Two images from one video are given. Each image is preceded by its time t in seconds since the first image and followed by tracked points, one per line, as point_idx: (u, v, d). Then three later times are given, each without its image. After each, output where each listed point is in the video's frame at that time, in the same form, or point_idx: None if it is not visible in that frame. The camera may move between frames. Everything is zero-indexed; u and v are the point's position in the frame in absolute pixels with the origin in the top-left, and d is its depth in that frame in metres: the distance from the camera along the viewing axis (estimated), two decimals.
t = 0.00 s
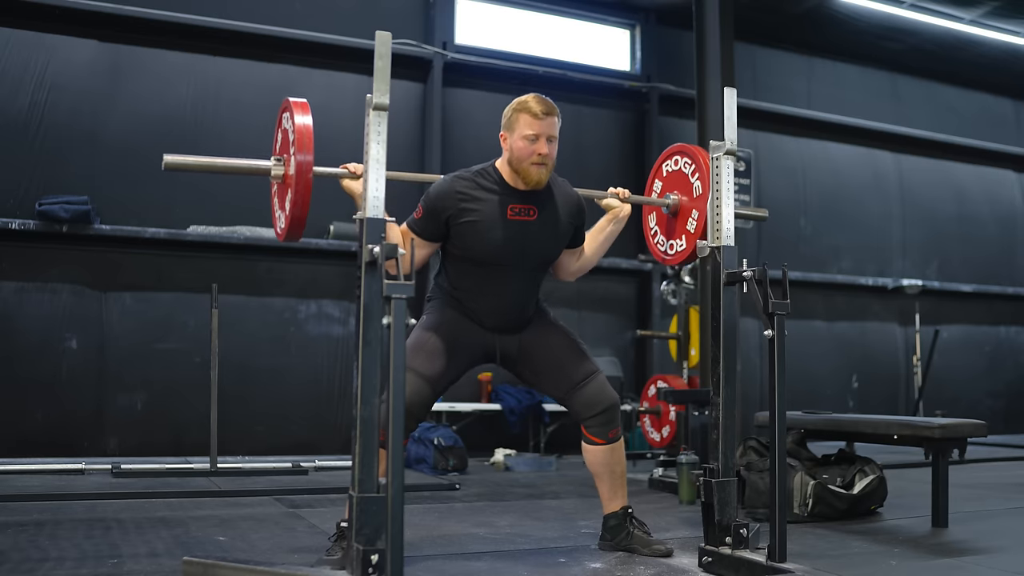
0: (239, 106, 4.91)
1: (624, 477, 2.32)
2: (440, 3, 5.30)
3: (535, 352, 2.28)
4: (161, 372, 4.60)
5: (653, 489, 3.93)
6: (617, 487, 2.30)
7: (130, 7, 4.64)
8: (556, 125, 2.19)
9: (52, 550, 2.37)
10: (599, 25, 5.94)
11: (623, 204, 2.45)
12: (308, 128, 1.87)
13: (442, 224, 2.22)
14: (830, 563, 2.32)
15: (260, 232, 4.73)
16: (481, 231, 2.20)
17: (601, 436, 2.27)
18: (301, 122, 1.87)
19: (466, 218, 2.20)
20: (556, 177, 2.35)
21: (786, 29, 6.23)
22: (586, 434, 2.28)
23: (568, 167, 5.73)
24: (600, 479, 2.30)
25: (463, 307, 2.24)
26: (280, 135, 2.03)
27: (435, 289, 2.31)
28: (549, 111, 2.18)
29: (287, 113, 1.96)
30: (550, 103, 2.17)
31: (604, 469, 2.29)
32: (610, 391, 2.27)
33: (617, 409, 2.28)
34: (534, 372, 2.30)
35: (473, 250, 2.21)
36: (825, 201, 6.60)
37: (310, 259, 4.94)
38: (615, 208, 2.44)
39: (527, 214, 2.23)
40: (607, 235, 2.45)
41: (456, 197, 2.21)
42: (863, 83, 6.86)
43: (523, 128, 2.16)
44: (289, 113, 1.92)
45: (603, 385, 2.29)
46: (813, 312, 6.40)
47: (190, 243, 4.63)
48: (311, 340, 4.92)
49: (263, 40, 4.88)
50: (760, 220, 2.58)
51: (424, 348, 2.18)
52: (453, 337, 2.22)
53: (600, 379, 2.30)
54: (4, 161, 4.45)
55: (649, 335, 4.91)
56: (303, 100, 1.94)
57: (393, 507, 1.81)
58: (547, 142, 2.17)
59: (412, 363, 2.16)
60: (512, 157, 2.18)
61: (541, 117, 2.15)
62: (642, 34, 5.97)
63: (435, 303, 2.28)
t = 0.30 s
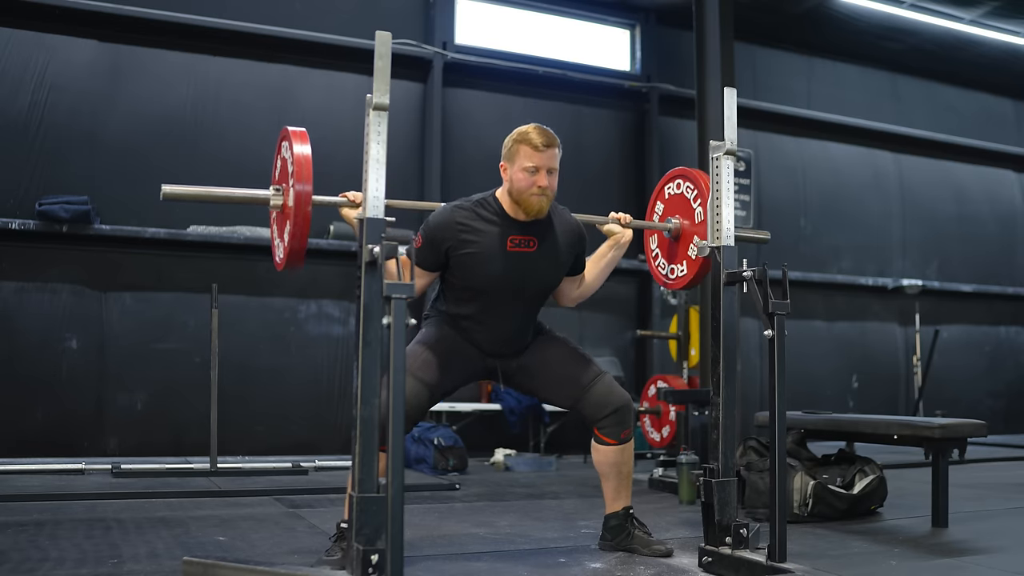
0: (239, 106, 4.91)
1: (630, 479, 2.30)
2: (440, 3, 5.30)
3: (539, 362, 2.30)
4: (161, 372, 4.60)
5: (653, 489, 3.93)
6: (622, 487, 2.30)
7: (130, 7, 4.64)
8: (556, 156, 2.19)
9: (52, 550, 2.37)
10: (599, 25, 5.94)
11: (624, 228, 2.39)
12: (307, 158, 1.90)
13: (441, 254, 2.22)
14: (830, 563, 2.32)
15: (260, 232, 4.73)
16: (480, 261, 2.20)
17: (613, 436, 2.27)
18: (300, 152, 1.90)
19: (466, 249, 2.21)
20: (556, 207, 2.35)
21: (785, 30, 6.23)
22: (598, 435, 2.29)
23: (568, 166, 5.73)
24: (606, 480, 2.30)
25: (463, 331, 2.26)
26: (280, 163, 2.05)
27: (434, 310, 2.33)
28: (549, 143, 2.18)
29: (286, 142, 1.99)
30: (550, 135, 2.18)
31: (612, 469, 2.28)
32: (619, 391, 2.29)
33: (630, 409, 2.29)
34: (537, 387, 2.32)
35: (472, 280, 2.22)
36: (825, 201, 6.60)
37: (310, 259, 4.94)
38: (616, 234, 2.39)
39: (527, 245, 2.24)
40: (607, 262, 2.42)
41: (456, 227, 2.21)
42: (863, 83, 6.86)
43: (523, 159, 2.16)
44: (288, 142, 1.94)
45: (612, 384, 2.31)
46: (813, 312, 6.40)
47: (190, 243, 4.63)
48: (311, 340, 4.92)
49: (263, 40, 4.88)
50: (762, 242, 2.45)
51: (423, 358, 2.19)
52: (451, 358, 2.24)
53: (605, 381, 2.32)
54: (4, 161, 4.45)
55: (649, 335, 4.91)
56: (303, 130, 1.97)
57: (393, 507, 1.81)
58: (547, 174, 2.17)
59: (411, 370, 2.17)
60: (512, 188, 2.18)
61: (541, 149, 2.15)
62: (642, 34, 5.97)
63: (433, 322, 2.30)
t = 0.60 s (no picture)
0: (239, 106, 4.91)
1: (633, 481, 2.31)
2: (440, 3, 5.30)
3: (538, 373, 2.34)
4: (161, 373, 4.60)
5: (653, 489, 3.93)
6: (625, 489, 2.30)
7: (130, 7, 4.64)
8: (557, 191, 2.19)
9: (52, 550, 2.37)
10: (599, 25, 5.94)
11: (624, 254, 2.37)
12: (303, 191, 1.94)
13: (440, 285, 2.21)
14: (830, 563, 2.32)
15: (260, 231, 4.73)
16: (479, 293, 2.20)
17: (619, 438, 2.28)
18: (297, 186, 1.94)
19: (465, 280, 2.20)
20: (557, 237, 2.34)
21: (785, 30, 6.23)
22: (603, 437, 2.30)
23: (568, 166, 5.73)
24: (609, 482, 2.30)
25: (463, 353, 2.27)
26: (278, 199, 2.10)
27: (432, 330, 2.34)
28: (550, 178, 2.18)
29: (283, 175, 2.03)
30: (552, 171, 2.18)
31: (616, 472, 2.29)
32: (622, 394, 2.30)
33: (634, 411, 2.30)
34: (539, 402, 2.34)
35: (472, 310, 2.21)
36: (825, 201, 6.60)
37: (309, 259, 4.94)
38: (616, 260, 2.37)
39: (526, 277, 2.22)
40: (608, 288, 2.40)
41: (455, 258, 2.20)
42: (863, 83, 6.86)
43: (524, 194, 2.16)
44: (285, 176, 1.99)
45: (612, 386, 2.33)
46: (813, 312, 6.39)
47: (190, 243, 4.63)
48: (311, 340, 4.91)
49: (262, 40, 4.88)
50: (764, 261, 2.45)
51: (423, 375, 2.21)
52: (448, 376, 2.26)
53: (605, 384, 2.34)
54: (3, 161, 4.44)
55: (649, 335, 4.90)
56: (299, 164, 2.01)
57: (393, 508, 1.81)
58: (548, 209, 2.17)
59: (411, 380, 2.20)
60: (511, 221, 2.18)
61: (542, 185, 2.15)
62: (642, 34, 5.96)
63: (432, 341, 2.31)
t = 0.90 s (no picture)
0: (239, 107, 4.91)
1: (633, 482, 2.32)
2: (440, 3, 5.30)
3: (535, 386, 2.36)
4: (161, 373, 4.60)
5: (653, 489, 3.93)
6: (625, 489, 2.30)
7: (130, 7, 4.64)
8: (557, 228, 2.17)
9: (52, 550, 2.37)
10: (599, 25, 5.94)
11: (624, 282, 2.43)
12: (301, 224, 2.00)
13: (438, 317, 2.22)
14: (830, 564, 2.32)
15: (260, 231, 4.73)
16: (477, 326, 2.21)
17: (618, 439, 2.29)
18: (295, 218, 2.00)
19: (463, 314, 2.21)
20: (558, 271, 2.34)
21: (785, 29, 6.23)
22: (603, 438, 2.31)
23: (568, 166, 5.73)
24: (609, 483, 2.31)
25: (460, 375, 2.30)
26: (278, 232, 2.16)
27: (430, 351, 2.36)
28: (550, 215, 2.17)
29: (281, 207, 2.10)
30: (552, 208, 2.16)
31: (616, 473, 2.30)
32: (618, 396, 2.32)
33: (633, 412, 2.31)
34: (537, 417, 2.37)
35: (470, 341, 2.23)
36: (825, 201, 6.60)
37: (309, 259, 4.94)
38: (615, 288, 2.42)
39: (523, 313, 2.23)
40: (607, 317, 2.44)
41: (453, 293, 2.20)
42: (863, 83, 6.86)
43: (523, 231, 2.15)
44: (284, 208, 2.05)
45: (607, 388, 2.36)
46: (813, 312, 6.39)
47: (190, 243, 4.63)
48: (311, 340, 4.91)
49: (262, 40, 4.88)
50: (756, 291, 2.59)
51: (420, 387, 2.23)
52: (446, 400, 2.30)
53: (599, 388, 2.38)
54: (3, 161, 4.44)
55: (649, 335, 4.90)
56: (297, 197, 2.08)
57: (392, 507, 1.81)
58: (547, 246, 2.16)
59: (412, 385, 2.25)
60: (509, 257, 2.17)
61: (542, 223, 2.14)
62: (642, 34, 5.96)
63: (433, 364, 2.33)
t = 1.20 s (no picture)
0: (239, 107, 4.91)
1: (632, 482, 2.32)
2: (440, 3, 5.30)
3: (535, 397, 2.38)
4: (161, 373, 4.60)
5: (653, 489, 3.93)
6: (624, 490, 2.31)
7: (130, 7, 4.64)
8: (556, 254, 2.18)
9: (52, 550, 2.37)
10: (599, 25, 5.94)
11: (624, 306, 2.40)
12: (301, 248, 1.99)
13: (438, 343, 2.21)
14: (830, 564, 2.32)
15: (260, 232, 4.73)
16: (478, 353, 2.21)
17: (619, 440, 2.31)
18: (296, 241, 1.99)
19: (464, 341, 2.20)
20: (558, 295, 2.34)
21: (785, 29, 6.23)
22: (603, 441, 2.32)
23: (568, 166, 5.73)
24: (608, 485, 2.31)
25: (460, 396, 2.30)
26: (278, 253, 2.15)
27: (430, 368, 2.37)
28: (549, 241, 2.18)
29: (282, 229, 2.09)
30: (550, 234, 2.17)
31: (616, 475, 2.31)
32: (611, 398, 2.34)
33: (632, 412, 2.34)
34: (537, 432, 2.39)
35: (470, 367, 2.22)
36: (825, 201, 6.59)
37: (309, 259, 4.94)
38: (615, 312, 2.39)
39: (523, 339, 2.23)
40: (606, 341, 2.41)
41: (453, 320, 2.20)
42: (863, 82, 6.86)
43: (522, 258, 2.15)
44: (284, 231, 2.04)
45: (604, 391, 2.38)
46: (813, 312, 6.39)
47: (190, 243, 4.63)
48: (311, 340, 4.91)
49: (262, 40, 4.88)
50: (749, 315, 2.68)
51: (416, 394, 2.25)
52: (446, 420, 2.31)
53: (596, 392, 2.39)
54: (3, 161, 4.44)
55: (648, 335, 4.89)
56: (298, 220, 2.07)
57: (393, 507, 1.81)
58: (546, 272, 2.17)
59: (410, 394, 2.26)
60: (508, 285, 2.17)
61: (540, 249, 2.14)
62: (642, 34, 5.96)
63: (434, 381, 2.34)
